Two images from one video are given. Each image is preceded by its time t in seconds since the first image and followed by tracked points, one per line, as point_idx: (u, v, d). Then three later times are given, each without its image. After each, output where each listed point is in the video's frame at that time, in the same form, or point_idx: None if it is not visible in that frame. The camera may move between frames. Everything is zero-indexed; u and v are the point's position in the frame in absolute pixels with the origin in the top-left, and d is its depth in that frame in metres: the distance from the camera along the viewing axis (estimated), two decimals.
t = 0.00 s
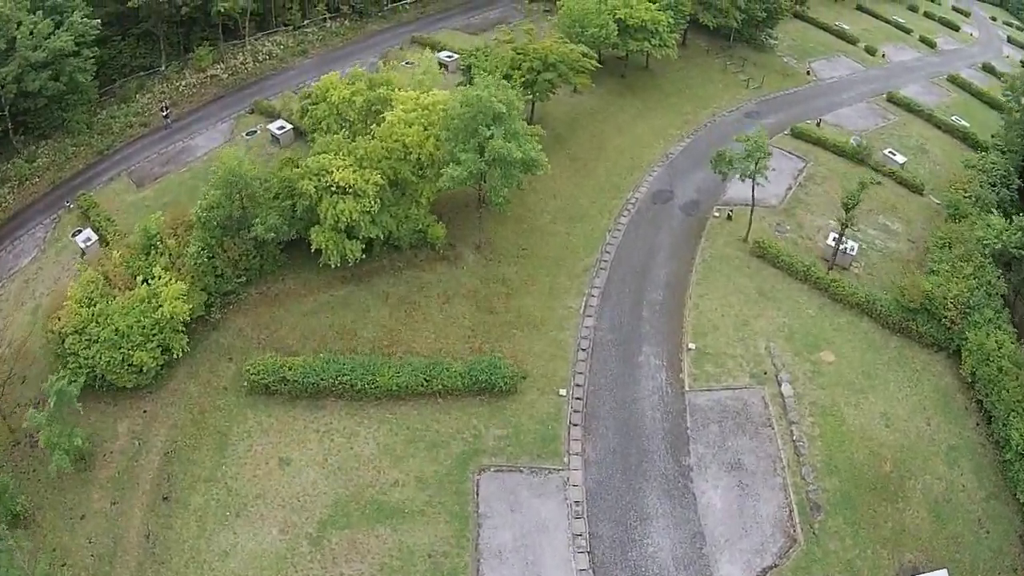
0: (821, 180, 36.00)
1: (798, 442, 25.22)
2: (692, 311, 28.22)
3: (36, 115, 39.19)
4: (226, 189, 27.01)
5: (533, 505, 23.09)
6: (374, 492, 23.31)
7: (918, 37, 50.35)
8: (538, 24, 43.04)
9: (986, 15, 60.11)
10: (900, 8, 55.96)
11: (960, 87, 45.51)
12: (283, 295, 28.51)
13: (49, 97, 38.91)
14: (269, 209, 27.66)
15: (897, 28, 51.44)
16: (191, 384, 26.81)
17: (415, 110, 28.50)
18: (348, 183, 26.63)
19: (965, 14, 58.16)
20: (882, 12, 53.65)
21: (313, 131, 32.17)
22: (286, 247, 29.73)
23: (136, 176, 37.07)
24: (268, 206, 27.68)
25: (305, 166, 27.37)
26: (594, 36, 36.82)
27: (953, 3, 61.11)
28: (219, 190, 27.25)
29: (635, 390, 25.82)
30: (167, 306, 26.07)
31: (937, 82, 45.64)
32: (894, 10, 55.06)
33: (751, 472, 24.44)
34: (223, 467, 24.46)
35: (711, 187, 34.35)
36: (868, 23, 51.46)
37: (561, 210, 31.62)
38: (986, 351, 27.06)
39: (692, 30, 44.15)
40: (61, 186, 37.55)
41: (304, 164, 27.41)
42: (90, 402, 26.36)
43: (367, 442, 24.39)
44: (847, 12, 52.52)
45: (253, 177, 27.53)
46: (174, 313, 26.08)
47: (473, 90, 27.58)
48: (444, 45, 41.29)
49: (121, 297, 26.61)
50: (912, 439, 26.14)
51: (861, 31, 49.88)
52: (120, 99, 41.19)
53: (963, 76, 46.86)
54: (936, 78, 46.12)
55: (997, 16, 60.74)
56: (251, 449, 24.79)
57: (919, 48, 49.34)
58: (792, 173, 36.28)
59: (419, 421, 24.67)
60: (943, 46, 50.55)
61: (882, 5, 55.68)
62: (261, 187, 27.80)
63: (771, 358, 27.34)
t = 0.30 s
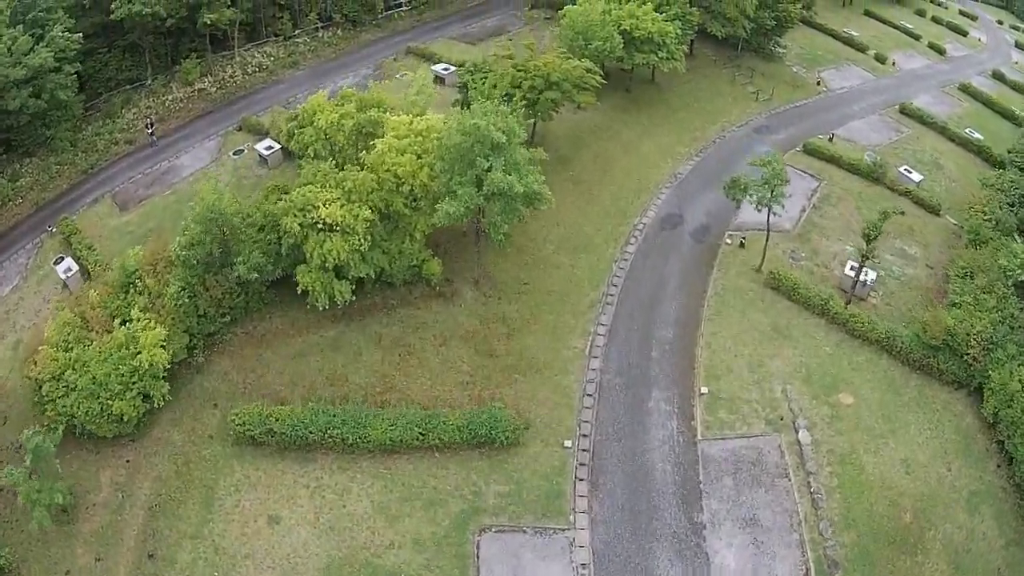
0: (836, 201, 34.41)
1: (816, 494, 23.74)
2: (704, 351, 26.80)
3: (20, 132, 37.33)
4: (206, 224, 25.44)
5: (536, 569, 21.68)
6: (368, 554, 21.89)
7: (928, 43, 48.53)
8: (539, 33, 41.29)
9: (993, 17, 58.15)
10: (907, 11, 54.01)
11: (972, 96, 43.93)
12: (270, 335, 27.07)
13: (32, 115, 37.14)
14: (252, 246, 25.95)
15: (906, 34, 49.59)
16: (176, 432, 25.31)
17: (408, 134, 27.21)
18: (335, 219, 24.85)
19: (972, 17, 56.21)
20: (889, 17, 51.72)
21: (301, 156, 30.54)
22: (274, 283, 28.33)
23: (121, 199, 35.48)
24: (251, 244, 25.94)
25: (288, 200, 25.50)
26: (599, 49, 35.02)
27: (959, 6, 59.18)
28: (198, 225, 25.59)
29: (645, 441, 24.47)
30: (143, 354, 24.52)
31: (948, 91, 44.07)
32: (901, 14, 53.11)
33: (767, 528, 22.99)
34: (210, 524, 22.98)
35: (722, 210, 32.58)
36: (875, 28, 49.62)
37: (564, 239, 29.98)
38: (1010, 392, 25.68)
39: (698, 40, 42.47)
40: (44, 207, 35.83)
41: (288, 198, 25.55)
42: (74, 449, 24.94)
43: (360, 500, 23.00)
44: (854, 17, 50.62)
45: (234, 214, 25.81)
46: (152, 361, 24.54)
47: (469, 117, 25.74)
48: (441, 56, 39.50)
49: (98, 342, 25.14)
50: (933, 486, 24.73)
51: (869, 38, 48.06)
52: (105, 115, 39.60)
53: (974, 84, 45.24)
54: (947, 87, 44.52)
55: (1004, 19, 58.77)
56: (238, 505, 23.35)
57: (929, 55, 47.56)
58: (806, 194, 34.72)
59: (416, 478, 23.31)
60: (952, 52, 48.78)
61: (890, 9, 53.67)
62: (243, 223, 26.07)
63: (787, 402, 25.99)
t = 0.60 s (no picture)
0: (855, 229, 32.72)
1: (837, 558, 22.12)
2: (719, 402, 25.36)
3: None
4: (182, 272, 23.54)
5: None
6: None
7: (940, 52, 46.64)
8: (541, 47, 39.48)
9: (1003, 21, 55.89)
10: (916, 17, 51.89)
11: (988, 109, 42.25)
12: (255, 386, 25.59)
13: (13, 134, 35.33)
14: (233, 294, 24.17)
15: (917, 42, 47.62)
16: (159, 491, 23.64)
17: (399, 170, 24.87)
18: (321, 269, 22.66)
19: (980, 22, 54.02)
20: (899, 23, 49.65)
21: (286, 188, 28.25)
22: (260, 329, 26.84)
23: (102, 227, 33.66)
24: (232, 291, 24.16)
25: (268, 246, 23.18)
26: (605, 67, 33.01)
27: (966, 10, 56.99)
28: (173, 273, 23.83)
29: (657, 504, 22.98)
30: (117, 418, 22.82)
31: (962, 103, 42.44)
32: (910, 20, 51.02)
33: None
34: None
35: (736, 241, 30.75)
36: (886, 36, 47.68)
37: (570, 275, 28.16)
38: None
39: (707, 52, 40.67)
40: (27, 232, 33.73)
41: (268, 244, 23.22)
42: (55, 506, 23.32)
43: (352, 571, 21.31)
44: (864, 24, 48.63)
45: (211, 261, 23.92)
46: (127, 425, 22.87)
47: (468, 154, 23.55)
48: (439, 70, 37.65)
49: (73, 398, 23.55)
50: (955, 543, 23.14)
51: (880, 47, 46.15)
52: (88, 134, 37.81)
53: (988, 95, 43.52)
54: (960, 98, 42.84)
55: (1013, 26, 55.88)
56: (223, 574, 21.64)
57: (941, 63, 45.70)
58: (823, 220, 32.97)
59: (412, 548, 21.69)
60: (963, 60, 46.91)
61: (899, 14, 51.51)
62: (224, 270, 24.20)
63: (807, 457, 24.53)
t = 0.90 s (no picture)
0: (874, 263, 31.19)
1: None
2: (736, 465, 23.95)
3: None
4: (156, 338, 21.71)
5: None
6: None
7: (953, 63, 44.96)
8: (543, 64, 37.70)
9: (1013, 28, 53.82)
10: (927, 25, 49.70)
11: (1005, 125, 40.66)
12: (241, 450, 24.22)
13: None
14: (212, 359, 22.21)
15: (928, 52, 45.88)
16: (143, 563, 22.17)
17: (390, 219, 22.42)
18: (305, 337, 20.70)
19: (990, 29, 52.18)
20: (910, 32, 47.64)
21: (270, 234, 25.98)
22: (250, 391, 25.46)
23: (83, 263, 31.99)
24: (212, 354, 22.22)
25: (247, 308, 21.10)
26: (613, 92, 30.77)
27: (976, 16, 54.81)
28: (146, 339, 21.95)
29: None
30: (94, 490, 21.29)
31: (978, 118, 40.90)
32: (920, 28, 48.92)
33: None
34: None
35: (752, 279, 29.13)
36: (898, 46, 45.87)
37: (577, 322, 26.56)
38: None
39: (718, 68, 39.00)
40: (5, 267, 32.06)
41: (247, 305, 21.14)
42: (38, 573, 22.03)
43: None
44: (875, 33, 46.69)
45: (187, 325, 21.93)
46: (105, 497, 21.33)
47: (462, 211, 20.69)
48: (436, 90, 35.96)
49: (50, 466, 22.04)
50: None
51: (893, 59, 44.37)
52: (71, 159, 36.17)
53: (1004, 109, 41.92)
54: (976, 113, 41.25)
55: None
56: None
57: (954, 75, 44.13)
58: (841, 254, 31.39)
59: None
60: (977, 70, 45.23)
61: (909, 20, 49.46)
62: (202, 331, 22.33)
63: (827, 523, 23.02)
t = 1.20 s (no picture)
0: (891, 299, 29.97)
1: None
2: (748, 527, 22.49)
3: None
4: (133, 408, 20.48)
5: None
6: None
7: (965, 73, 43.60)
8: (545, 80, 36.16)
9: None
10: (937, 32, 47.86)
11: (1020, 140, 39.41)
12: (230, 514, 23.15)
13: None
14: (194, 427, 21.01)
15: (940, 62, 44.39)
16: None
17: (381, 276, 20.76)
18: (290, 410, 19.38)
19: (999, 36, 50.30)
20: (920, 41, 45.88)
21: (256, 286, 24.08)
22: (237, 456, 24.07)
23: (69, 297, 30.45)
24: (194, 422, 20.98)
25: (227, 379, 19.74)
26: (621, 121, 28.81)
27: (985, 21, 52.98)
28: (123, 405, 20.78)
29: None
30: (78, 563, 19.92)
31: (992, 132, 39.58)
32: (931, 36, 47.13)
33: None
34: None
35: (766, 320, 27.73)
36: (910, 55, 44.30)
37: (583, 374, 25.16)
38: None
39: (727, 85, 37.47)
40: None
41: (228, 375, 19.82)
42: None
43: None
44: (885, 42, 44.99)
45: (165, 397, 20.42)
46: (90, 571, 19.98)
47: (457, 277, 18.78)
48: (433, 110, 34.25)
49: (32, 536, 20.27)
50: None
51: (906, 70, 42.84)
52: (55, 183, 34.71)
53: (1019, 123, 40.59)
54: (990, 127, 39.92)
55: None
56: None
57: (966, 86, 42.81)
58: (858, 288, 30.10)
59: None
60: (989, 81, 43.85)
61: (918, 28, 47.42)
62: (182, 398, 20.87)
63: None
